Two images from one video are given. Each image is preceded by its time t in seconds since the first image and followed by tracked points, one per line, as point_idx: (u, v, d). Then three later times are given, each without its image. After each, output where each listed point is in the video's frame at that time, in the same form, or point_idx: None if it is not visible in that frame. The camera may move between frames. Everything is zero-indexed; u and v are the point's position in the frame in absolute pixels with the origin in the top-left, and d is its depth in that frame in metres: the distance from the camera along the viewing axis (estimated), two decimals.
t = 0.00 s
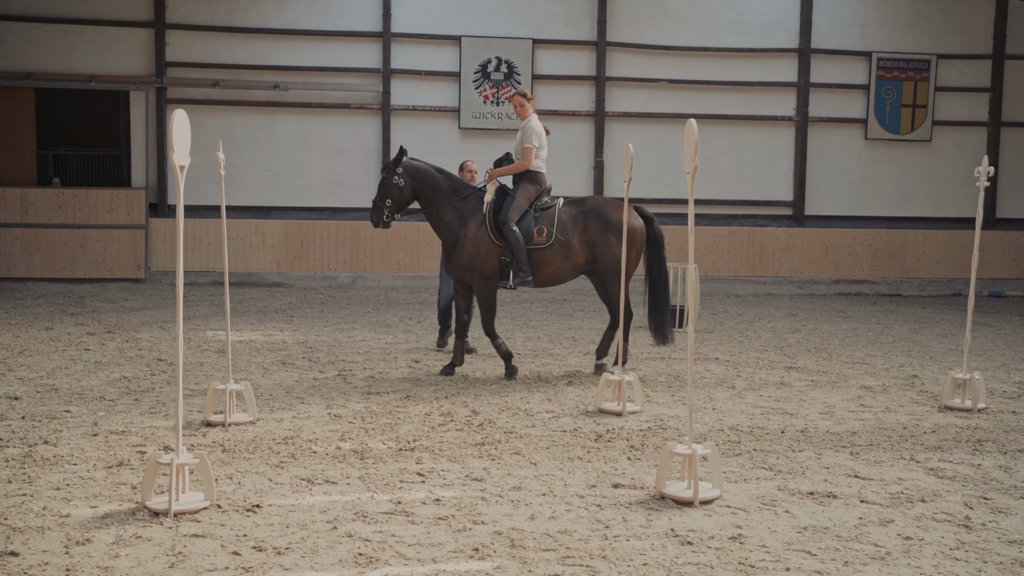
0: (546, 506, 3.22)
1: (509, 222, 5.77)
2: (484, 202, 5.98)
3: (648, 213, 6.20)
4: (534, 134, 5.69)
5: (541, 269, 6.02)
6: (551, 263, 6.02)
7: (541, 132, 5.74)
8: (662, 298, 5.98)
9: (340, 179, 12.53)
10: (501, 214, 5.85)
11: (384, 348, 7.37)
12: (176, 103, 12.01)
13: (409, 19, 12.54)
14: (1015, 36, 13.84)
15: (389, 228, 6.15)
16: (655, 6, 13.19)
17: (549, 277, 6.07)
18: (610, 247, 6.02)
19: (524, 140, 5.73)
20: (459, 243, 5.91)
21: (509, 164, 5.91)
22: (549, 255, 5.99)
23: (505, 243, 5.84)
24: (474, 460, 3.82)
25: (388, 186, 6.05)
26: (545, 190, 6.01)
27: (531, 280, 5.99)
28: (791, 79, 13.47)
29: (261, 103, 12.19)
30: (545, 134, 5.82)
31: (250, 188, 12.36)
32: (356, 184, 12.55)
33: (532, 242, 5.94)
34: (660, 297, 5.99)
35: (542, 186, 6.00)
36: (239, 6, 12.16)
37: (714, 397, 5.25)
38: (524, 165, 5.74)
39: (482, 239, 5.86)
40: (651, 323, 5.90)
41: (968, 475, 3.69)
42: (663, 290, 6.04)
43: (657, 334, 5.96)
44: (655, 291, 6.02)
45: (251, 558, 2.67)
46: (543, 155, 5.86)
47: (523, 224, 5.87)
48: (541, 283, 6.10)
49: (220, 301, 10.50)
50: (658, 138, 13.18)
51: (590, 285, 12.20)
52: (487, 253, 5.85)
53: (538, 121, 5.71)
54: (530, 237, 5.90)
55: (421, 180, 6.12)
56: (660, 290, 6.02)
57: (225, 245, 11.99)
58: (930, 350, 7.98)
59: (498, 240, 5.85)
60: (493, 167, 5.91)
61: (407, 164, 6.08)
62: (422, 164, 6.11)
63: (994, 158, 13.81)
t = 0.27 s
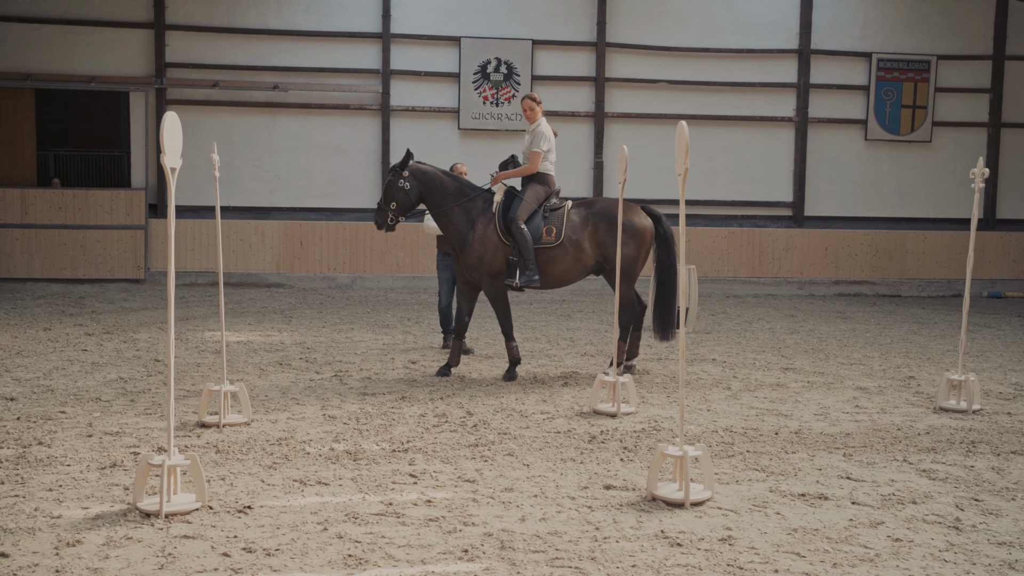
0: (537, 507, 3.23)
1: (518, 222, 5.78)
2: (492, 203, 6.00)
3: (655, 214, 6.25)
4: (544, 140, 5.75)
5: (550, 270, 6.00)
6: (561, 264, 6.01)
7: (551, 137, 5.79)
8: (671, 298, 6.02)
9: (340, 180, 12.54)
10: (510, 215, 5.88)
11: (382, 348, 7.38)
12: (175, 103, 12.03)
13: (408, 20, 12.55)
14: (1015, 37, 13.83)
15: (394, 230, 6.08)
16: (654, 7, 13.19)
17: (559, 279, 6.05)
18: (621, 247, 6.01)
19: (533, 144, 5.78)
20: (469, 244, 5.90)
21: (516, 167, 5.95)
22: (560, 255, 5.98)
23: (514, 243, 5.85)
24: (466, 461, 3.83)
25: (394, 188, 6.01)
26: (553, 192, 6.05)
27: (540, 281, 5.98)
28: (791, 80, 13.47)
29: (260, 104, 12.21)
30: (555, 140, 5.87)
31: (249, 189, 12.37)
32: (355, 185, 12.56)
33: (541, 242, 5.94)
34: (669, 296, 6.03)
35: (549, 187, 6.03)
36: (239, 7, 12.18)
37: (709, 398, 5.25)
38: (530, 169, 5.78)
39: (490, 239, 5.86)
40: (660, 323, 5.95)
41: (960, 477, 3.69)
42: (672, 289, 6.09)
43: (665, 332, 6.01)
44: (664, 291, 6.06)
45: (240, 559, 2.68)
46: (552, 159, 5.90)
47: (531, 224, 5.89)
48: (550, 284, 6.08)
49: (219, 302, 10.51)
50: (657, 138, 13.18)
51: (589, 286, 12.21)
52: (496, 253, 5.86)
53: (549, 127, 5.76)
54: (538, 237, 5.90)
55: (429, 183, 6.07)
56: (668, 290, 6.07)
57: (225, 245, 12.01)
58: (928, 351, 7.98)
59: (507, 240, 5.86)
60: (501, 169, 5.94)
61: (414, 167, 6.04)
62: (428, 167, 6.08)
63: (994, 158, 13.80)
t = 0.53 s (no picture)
0: (528, 506, 3.22)
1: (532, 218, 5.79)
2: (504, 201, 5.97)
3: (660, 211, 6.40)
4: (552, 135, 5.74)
5: (564, 266, 6.04)
6: (575, 260, 6.06)
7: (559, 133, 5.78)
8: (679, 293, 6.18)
9: (339, 178, 12.53)
10: (523, 211, 5.87)
11: (379, 346, 7.37)
12: (174, 102, 12.03)
13: (407, 18, 12.53)
14: (1016, 35, 13.79)
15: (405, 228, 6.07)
16: (654, 5, 13.17)
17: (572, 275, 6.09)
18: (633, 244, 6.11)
19: (544, 140, 5.76)
20: (478, 241, 5.89)
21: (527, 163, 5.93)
22: (574, 251, 6.03)
23: (529, 240, 5.86)
24: (459, 459, 3.82)
25: (405, 185, 6.00)
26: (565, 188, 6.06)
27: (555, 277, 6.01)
28: (790, 78, 13.44)
29: (259, 102, 12.20)
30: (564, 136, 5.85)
31: (248, 187, 12.36)
32: (354, 183, 12.55)
33: (556, 238, 5.97)
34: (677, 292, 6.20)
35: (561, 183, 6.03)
36: (237, 4, 12.16)
37: (705, 396, 5.24)
38: (539, 164, 5.73)
39: (502, 236, 5.85)
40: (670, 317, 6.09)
41: (955, 475, 3.67)
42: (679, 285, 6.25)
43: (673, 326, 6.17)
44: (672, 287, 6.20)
45: (228, 558, 2.67)
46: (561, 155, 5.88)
47: (545, 221, 5.90)
48: (563, 280, 6.11)
49: (217, 300, 10.51)
50: (657, 136, 13.16)
51: (588, 284, 12.19)
52: (509, 250, 5.84)
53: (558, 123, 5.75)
54: (552, 234, 5.92)
55: (440, 181, 6.06)
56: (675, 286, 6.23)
57: (224, 243, 12.01)
58: (926, 349, 7.96)
59: (521, 236, 5.86)
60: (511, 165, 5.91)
61: (425, 164, 6.04)
62: (438, 164, 6.07)
63: (994, 156, 13.77)
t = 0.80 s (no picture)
0: (521, 506, 3.18)
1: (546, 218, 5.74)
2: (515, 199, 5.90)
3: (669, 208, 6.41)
4: (560, 131, 5.70)
5: (576, 265, 6.04)
6: (586, 259, 6.07)
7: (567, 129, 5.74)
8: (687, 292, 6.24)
9: (339, 176, 12.50)
10: (537, 210, 5.83)
11: (377, 345, 7.34)
12: (174, 99, 12.00)
13: (407, 15, 12.50)
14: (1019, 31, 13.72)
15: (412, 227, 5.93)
16: (655, 2, 13.11)
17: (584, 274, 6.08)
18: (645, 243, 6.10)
19: (554, 138, 5.72)
20: (488, 240, 5.80)
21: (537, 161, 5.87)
22: (585, 250, 6.04)
23: (541, 239, 5.83)
24: (452, 459, 3.78)
25: (413, 185, 5.84)
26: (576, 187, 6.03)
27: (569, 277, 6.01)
28: (792, 75, 13.38)
29: (258, 99, 12.17)
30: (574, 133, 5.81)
31: (247, 185, 12.34)
32: (354, 181, 12.51)
33: (569, 237, 5.96)
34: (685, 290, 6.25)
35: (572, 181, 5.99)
36: (237, 2, 12.13)
37: (703, 395, 5.20)
38: (550, 162, 5.68)
39: (514, 236, 5.81)
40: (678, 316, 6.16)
41: (953, 476, 3.63)
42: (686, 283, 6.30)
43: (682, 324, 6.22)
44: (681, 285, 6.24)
45: (215, 560, 2.64)
46: (570, 152, 5.84)
47: (559, 220, 5.88)
48: (574, 279, 6.10)
49: (217, 298, 10.49)
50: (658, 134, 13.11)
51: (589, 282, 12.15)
52: (520, 249, 5.82)
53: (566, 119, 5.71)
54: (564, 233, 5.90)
55: (448, 178, 5.92)
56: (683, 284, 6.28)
57: (224, 241, 11.99)
58: (927, 347, 7.90)
59: (534, 235, 5.84)
60: (522, 162, 5.84)
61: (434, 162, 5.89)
62: (446, 161, 5.92)
63: (997, 153, 13.70)
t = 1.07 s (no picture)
0: (513, 510, 3.15)
1: (552, 216, 5.71)
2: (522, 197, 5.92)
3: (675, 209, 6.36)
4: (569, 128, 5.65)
5: (584, 265, 5.95)
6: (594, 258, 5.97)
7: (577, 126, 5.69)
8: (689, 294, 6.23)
9: (337, 175, 12.46)
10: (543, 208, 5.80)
11: (373, 345, 7.30)
12: (172, 98, 11.97)
13: (406, 14, 12.46)
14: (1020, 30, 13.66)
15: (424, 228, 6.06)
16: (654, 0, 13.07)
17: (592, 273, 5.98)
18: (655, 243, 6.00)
19: (562, 134, 5.68)
20: (493, 239, 5.83)
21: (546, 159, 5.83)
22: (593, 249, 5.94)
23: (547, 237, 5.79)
24: (445, 461, 3.75)
25: (421, 186, 5.99)
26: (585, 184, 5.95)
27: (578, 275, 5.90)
28: (792, 74, 13.33)
29: (257, 98, 12.13)
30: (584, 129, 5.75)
31: (246, 184, 12.30)
32: (353, 180, 12.48)
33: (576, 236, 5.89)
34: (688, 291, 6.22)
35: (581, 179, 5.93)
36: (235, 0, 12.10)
37: (700, 396, 5.16)
38: (556, 158, 5.64)
39: (519, 235, 5.82)
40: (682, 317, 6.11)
41: (951, 478, 3.59)
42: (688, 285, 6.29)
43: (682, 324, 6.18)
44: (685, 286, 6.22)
45: (201, 564, 2.61)
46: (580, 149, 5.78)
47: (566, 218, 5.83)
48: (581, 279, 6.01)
49: (215, 298, 10.46)
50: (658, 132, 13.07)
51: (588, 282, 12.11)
52: (525, 247, 5.82)
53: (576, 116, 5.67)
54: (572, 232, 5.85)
55: (455, 178, 6.00)
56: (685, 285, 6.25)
57: (222, 241, 11.96)
58: (927, 348, 7.86)
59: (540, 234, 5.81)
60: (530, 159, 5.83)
61: (440, 162, 5.98)
62: (454, 161, 6.02)
63: (999, 152, 13.65)
